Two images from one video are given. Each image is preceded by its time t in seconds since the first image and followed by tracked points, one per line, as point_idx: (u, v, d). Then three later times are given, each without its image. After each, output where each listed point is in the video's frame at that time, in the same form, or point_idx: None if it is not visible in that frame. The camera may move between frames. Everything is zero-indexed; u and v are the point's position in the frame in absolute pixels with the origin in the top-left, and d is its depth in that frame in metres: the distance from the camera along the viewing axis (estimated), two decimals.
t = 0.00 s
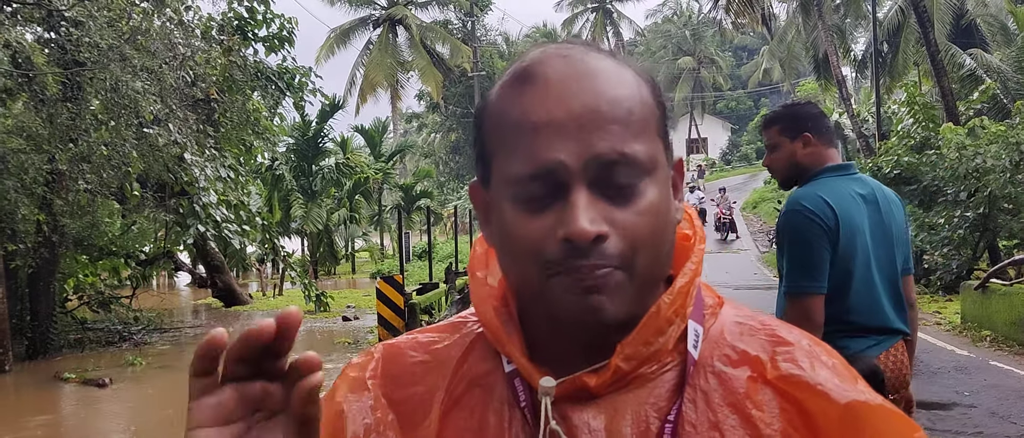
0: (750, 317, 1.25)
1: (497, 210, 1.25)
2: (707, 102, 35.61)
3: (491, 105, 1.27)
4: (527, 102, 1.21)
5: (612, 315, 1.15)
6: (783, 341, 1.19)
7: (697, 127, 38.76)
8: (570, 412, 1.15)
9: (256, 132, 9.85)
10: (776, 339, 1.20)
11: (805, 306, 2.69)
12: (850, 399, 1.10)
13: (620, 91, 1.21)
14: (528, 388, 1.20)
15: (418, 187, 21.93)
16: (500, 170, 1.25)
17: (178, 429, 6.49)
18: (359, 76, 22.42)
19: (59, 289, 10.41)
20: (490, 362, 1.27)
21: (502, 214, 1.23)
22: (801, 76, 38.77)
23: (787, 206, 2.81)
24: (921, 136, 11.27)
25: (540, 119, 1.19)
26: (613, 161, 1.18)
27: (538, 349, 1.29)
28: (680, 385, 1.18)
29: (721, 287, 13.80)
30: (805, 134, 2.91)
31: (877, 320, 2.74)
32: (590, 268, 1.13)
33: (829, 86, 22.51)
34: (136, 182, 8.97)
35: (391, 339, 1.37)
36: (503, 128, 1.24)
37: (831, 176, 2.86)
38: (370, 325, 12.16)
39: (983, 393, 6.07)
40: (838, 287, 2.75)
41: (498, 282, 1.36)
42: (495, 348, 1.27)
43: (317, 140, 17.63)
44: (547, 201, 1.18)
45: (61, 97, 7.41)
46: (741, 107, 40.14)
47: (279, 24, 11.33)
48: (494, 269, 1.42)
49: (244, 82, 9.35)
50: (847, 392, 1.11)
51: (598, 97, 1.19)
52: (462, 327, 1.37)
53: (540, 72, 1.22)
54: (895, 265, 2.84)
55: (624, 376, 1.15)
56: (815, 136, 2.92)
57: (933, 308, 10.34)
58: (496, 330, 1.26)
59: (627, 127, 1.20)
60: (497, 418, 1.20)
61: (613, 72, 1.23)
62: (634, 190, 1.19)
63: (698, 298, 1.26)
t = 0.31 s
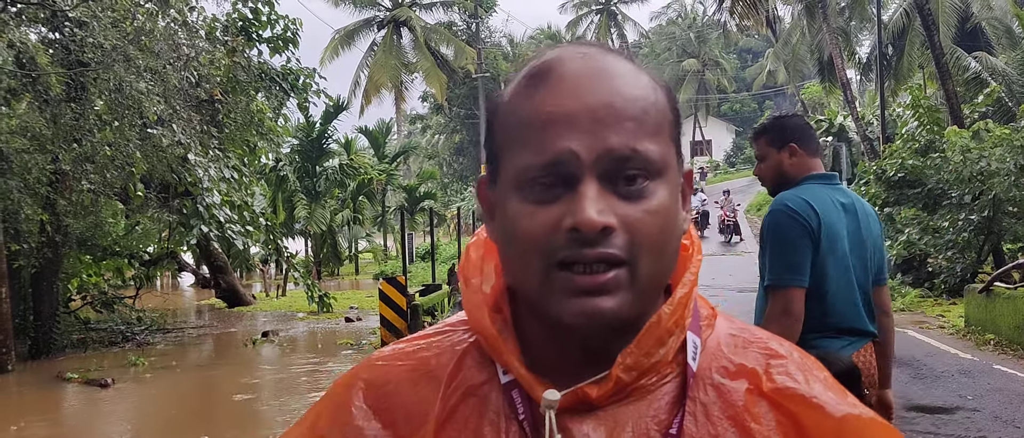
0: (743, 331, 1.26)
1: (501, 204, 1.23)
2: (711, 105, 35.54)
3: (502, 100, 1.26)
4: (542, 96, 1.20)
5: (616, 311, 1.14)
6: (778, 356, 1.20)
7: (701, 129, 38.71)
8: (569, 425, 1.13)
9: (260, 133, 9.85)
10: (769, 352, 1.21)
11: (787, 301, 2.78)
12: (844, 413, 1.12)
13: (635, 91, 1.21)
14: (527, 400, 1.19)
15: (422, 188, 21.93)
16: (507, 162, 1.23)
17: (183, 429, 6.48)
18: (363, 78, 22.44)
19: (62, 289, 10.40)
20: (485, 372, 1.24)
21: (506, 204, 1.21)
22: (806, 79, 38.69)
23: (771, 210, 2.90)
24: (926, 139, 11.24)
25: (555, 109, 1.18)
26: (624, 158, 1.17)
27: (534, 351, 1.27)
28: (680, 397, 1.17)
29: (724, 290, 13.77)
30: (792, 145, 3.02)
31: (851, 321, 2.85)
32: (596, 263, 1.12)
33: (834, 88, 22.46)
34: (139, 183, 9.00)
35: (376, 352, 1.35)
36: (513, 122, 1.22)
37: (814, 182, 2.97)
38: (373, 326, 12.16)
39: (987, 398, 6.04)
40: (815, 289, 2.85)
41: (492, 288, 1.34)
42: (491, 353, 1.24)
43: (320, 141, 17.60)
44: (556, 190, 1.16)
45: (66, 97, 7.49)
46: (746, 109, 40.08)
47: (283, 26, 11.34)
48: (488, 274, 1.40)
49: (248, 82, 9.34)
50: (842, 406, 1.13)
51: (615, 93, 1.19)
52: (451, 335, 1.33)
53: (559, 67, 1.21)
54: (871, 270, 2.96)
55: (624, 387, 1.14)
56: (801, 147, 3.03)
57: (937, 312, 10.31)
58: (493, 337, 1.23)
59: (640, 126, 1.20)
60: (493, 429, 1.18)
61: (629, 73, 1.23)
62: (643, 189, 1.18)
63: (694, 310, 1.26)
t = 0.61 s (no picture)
0: (721, 325, 1.22)
1: (474, 200, 1.21)
2: (712, 104, 35.53)
3: (473, 93, 1.24)
4: (515, 90, 1.18)
5: (589, 308, 1.12)
6: (758, 352, 1.15)
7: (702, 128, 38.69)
8: (538, 422, 1.11)
9: (260, 131, 9.82)
10: (749, 350, 1.16)
11: (775, 280, 2.81)
12: (822, 415, 1.08)
13: (608, 86, 1.19)
14: (497, 399, 1.17)
15: (422, 187, 21.95)
16: (479, 157, 1.21)
17: (181, 428, 6.45)
18: (364, 76, 22.45)
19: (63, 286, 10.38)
20: (457, 371, 1.23)
21: (478, 202, 1.20)
22: (807, 78, 38.69)
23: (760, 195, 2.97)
24: (926, 139, 11.23)
25: (526, 105, 1.16)
26: (597, 153, 1.15)
27: (508, 351, 1.25)
28: (652, 396, 1.13)
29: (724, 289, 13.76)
30: (780, 137, 3.13)
31: (834, 306, 2.87)
32: (569, 261, 1.11)
33: (835, 88, 22.43)
34: (137, 180, 8.81)
35: (350, 349, 1.34)
36: (486, 117, 1.21)
37: (801, 171, 3.06)
38: (372, 325, 12.15)
39: (987, 398, 6.03)
40: (799, 274, 2.88)
41: (465, 286, 1.32)
42: (463, 353, 1.23)
43: (321, 139, 17.58)
44: (528, 189, 1.15)
45: (65, 94, 7.46)
46: (747, 108, 40.07)
47: (284, 24, 11.35)
48: (463, 273, 1.39)
49: (247, 81, 9.30)
50: (819, 407, 1.08)
51: (587, 88, 1.17)
52: (423, 332, 1.32)
53: (530, 62, 1.19)
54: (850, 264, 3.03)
55: (595, 386, 1.11)
56: (790, 139, 3.13)
57: (937, 312, 10.30)
58: (464, 336, 1.22)
59: (613, 121, 1.18)
60: (463, 429, 1.17)
61: (602, 67, 1.21)
62: (615, 184, 1.16)
63: (672, 306, 1.22)
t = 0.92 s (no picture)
0: (711, 319, 1.24)
1: (464, 193, 1.23)
2: (712, 103, 35.52)
3: (463, 87, 1.25)
4: (505, 83, 1.19)
5: (578, 296, 1.13)
6: (746, 347, 1.18)
7: (701, 127, 38.67)
8: (527, 416, 1.14)
9: (259, 128, 9.83)
10: (738, 344, 1.19)
11: (760, 275, 2.89)
12: (809, 408, 1.11)
13: (597, 77, 1.20)
14: (487, 393, 1.18)
15: (421, 185, 21.97)
16: (468, 151, 1.23)
17: (181, 424, 6.49)
18: (363, 74, 22.43)
19: (61, 283, 10.37)
20: (447, 367, 1.24)
21: (468, 195, 1.21)
22: (806, 77, 38.68)
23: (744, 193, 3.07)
24: (925, 138, 11.23)
25: (514, 97, 1.18)
26: (584, 143, 1.16)
27: (498, 347, 1.27)
28: (640, 390, 1.15)
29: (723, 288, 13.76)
30: (763, 138, 3.27)
31: (815, 300, 2.97)
32: (558, 250, 1.12)
33: (834, 87, 22.45)
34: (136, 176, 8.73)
35: (342, 345, 1.36)
36: (477, 110, 1.22)
37: (786, 170, 3.17)
38: (371, 322, 12.16)
39: (985, 397, 6.04)
40: (782, 269, 2.98)
41: (456, 282, 1.34)
42: (453, 347, 1.24)
43: (320, 136, 17.58)
44: (515, 179, 1.16)
45: (64, 90, 7.49)
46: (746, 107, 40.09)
47: (283, 20, 11.33)
48: (455, 269, 1.39)
49: (247, 78, 9.32)
50: (808, 400, 1.12)
51: (576, 80, 1.18)
52: (414, 328, 1.33)
53: (520, 56, 1.20)
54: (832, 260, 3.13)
55: (583, 380, 1.13)
56: (771, 140, 3.28)
57: (935, 311, 10.31)
58: (454, 332, 1.23)
59: (600, 112, 1.19)
60: (452, 423, 1.19)
61: (591, 59, 1.22)
62: (605, 175, 1.17)
63: (661, 301, 1.24)
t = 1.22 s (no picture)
0: (713, 314, 1.25)
1: (465, 190, 1.23)
2: (708, 102, 35.55)
3: (463, 84, 1.26)
4: (505, 79, 1.20)
5: (582, 291, 1.13)
6: (747, 340, 1.19)
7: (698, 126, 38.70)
8: (534, 409, 1.15)
9: (255, 126, 9.81)
10: (738, 338, 1.20)
11: (733, 282, 2.93)
12: (809, 400, 1.12)
13: (595, 74, 1.21)
14: (493, 386, 1.19)
15: (418, 183, 21.94)
16: (470, 146, 1.23)
17: (177, 423, 6.47)
18: (359, 72, 22.41)
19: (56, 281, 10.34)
20: (453, 361, 1.25)
21: (470, 192, 1.21)
22: (802, 77, 38.73)
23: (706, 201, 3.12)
24: (921, 138, 11.24)
25: (515, 94, 1.18)
26: (585, 141, 1.17)
27: (503, 342, 1.27)
28: (644, 383, 1.17)
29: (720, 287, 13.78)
30: (720, 145, 3.33)
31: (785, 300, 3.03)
32: (560, 246, 1.12)
33: (829, 87, 22.51)
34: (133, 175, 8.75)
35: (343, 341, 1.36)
36: (477, 107, 1.22)
37: (747, 174, 3.22)
38: (368, 321, 12.14)
39: (981, 396, 6.06)
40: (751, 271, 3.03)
41: (461, 277, 1.34)
42: (458, 343, 1.25)
43: (316, 135, 17.55)
44: (517, 175, 1.16)
45: (61, 88, 7.46)
46: (742, 106, 40.10)
47: (279, 19, 11.31)
48: (458, 266, 1.39)
49: (244, 76, 9.35)
50: (807, 392, 1.13)
51: (575, 77, 1.19)
52: (419, 324, 1.33)
53: (519, 54, 1.21)
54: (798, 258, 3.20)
55: (589, 373, 1.14)
56: (729, 145, 3.33)
57: (931, 310, 10.34)
58: (459, 328, 1.24)
59: (601, 110, 1.20)
60: (460, 417, 1.20)
61: (590, 56, 1.23)
62: (605, 171, 1.18)
63: (664, 295, 1.26)
